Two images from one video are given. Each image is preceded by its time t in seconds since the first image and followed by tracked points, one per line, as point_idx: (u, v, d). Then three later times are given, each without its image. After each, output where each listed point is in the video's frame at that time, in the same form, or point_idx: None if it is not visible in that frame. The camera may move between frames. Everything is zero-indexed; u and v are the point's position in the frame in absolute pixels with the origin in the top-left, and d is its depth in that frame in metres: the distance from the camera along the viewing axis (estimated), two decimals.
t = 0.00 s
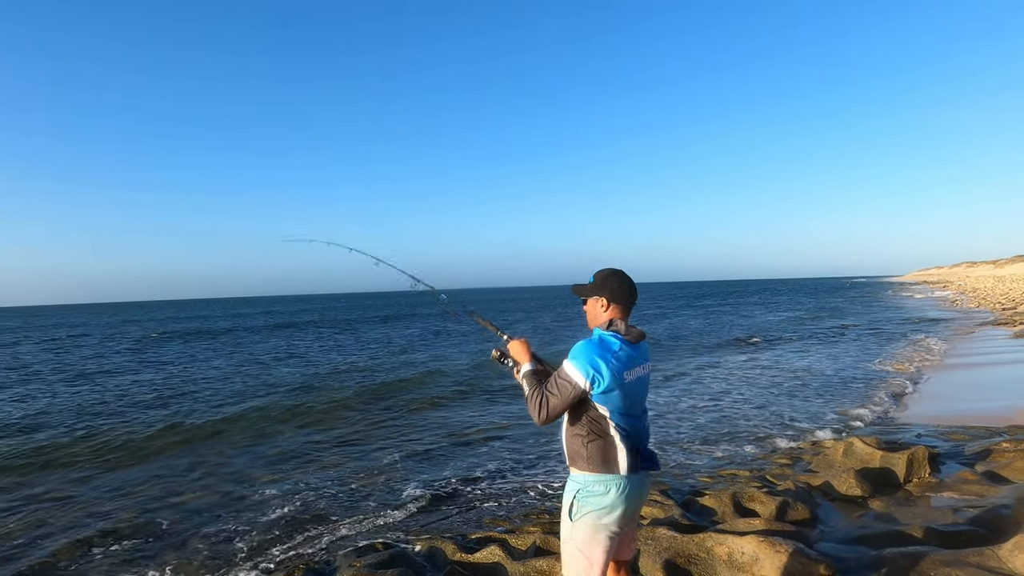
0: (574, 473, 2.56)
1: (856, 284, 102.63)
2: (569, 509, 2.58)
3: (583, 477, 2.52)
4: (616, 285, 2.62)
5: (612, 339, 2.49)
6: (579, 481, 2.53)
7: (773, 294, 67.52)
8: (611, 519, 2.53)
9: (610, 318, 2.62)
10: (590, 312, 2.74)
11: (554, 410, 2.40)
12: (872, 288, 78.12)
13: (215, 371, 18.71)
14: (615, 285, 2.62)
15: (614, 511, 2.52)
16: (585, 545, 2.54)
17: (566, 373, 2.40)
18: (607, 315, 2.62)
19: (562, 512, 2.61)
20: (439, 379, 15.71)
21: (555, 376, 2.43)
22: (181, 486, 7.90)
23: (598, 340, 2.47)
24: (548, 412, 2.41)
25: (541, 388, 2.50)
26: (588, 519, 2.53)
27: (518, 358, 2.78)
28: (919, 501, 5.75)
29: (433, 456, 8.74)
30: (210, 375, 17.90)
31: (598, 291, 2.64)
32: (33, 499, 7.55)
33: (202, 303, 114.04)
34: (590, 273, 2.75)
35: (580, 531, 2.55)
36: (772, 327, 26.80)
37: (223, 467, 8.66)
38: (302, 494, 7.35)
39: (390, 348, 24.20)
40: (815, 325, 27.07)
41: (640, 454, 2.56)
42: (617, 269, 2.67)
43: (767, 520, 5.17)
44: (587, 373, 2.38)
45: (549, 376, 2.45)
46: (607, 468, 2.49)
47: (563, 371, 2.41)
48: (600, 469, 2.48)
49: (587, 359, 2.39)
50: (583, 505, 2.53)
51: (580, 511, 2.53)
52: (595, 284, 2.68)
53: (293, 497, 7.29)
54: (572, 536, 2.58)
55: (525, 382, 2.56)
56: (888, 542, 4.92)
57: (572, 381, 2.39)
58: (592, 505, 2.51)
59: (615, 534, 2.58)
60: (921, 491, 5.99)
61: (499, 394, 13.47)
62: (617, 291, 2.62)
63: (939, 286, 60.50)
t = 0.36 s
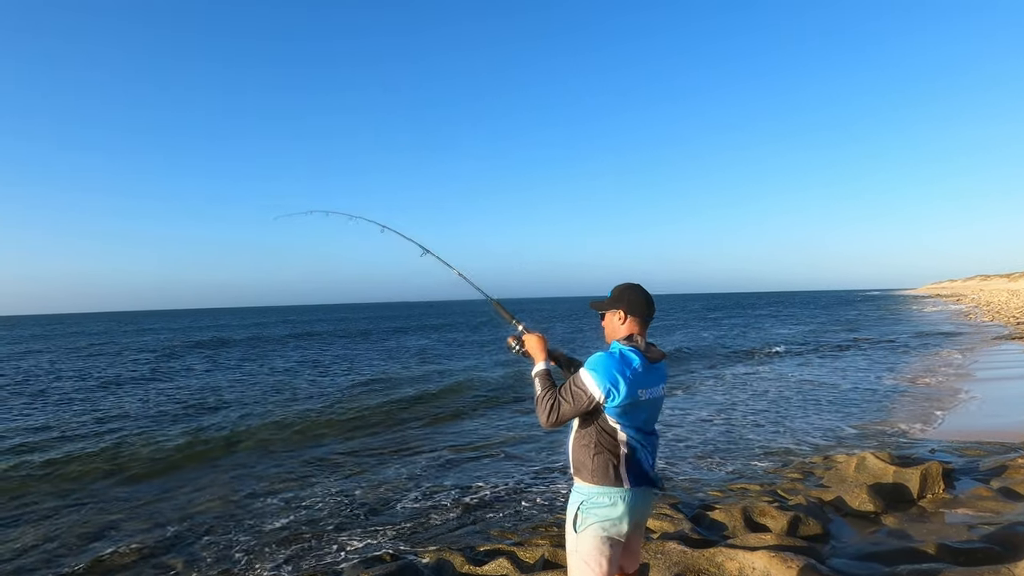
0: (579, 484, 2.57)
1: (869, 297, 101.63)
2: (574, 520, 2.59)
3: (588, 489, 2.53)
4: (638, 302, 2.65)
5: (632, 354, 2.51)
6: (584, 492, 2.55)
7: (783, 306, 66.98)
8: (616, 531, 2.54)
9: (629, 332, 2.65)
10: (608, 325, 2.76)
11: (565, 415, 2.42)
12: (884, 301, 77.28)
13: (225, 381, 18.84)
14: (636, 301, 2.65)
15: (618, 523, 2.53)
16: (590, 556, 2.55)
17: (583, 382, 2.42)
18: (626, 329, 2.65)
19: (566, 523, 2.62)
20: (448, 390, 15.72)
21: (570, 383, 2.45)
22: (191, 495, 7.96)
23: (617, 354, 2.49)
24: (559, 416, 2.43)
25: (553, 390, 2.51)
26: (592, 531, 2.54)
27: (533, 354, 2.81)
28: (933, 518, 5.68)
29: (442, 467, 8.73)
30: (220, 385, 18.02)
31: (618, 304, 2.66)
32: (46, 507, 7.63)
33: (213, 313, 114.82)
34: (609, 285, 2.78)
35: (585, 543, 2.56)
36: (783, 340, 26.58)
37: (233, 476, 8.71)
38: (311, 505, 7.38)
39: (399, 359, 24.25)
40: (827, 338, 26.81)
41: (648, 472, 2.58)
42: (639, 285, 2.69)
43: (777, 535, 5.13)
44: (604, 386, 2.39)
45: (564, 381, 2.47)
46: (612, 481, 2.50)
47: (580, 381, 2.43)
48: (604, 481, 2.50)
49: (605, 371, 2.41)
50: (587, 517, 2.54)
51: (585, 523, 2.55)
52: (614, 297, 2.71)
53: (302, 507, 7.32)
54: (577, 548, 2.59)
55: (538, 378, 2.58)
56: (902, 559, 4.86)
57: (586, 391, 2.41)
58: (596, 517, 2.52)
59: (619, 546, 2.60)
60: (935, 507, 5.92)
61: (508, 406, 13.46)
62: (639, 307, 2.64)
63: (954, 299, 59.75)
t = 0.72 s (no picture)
0: (575, 488, 2.56)
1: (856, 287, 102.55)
2: (571, 526, 2.57)
3: (584, 493, 2.51)
4: (621, 287, 2.63)
5: (619, 340, 2.48)
6: (580, 496, 2.53)
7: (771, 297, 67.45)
8: (613, 537, 2.52)
9: (614, 317, 2.63)
10: (593, 312, 2.74)
11: (553, 413, 2.41)
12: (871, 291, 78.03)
13: (211, 371, 18.72)
14: (620, 286, 2.63)
15: (616, 528, 2.51)
16: (588, 563, 2.53)
17: (570, 376, 2.40)
18: (612, 314, 2.63)
19: (563, 530, 2.60)
20: (436, 381, 15.73)
21: (556, 378, 2.44)
22: (174, 484, 7.91)
23: (604, 342, 2.46)
24: (547, 415, 2.42)
25: (540, 389, 2.50)
26: (589, 537, 2.52)
27: (515, 352, 2.80)
28: (910, 505, 5.76)
29: (428, 459, 8.73)
30: (206, 375, 17.89)
31: (602, 292, 2.65)
32: (25, 497, 7.55)
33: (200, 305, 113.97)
34: (594, 272, 2.76)
35: (582, 549, 2.54)
36: (770, 330, 26.79)
37: (217, 465, 8.67)
38: (296, 496, 7.36)
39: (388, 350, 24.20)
40: (812, 328, 27.04)
41: (642, 463, 2.57)
42: (622, 268, 2.67)
43: (757, 525, 5.18)
44: (593, 378, 2.37)
45: (550, 378, 2.46)
46: (609, 483, 2.48)
47: (566, 374, 2.41)
48: (600, 484, 2.48)
49: (593, 363, 2.38)
50: (584, 522, 2.52)
51: (581, 529, 2.53)
52: (599, 284, 2.69)
53: (286, 499, 7.30)
54: (573, 554, 2.57)
55: (523, 378, 2.57)
56: (878, 546, 4.93)
57: (574, 384, 2.39)
58: (593, 522, 2.50)
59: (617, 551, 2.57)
60: (912, 495, 6.00)
61: (495, 396, 13.48)
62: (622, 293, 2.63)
63: (938, 290, 60.44)
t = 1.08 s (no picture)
0: (586, 492, 2.57)
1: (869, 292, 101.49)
2: (581, 531, 2.58)
3: (595, 497, 2.52)
4: (644, 295, 2.65)
5: (640, 348, 2.49)
6: (591, 500, 2.54)
7: (783, 303, 66.90)
8: (624, 543, 2.52)
9: (635, 325, 2.64)
10: (614, 319, 2.76)
11: (570, 415, 2.42)
12: (885, 296, 77.21)
13: (224, 378, 18.87)
14: (643, 295, 2.65)
15: (627, 534, 2.51)
16: (597, 569, 2.53)
17: (590, 379, 2.41)
18: (633, 322, 2.64)
19: (573, 534, 2.62)
20: (447, 387, 15.75)
21: (575, 380, 2.45)
22: (188, 491, 7.97)
23: (625, 348, 2.47)
24: (562, 416, 2.43)
25: (556, 389, 2.51)
26: (600, 541, 2.52)
27: (534, 348, 2.81)
28: (927, 513, 5.69)
29: (440, 465, 8.75)
30: (219, 382, 18.03)
31: (625, 298, 2.66)
32: (43, 504, 7.65)
33: (213, 312, 114.96)
34: (617, 279, 2.78)
35: (593, 554, 2.55)
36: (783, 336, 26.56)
37: (230, 472, 8.74)
38: (309, 503, 7.41)
39: (399, 355, 24.26)
40: (826, 334, 26.80)
41: (654, 472, 2.58)
42: (647, 276, 2.68)
43: (772, 532, 5.14)
44: (612, 385, 2.38)
45: (569, 380, 2.47)
46: (619, 489, 2.49)
47: (587, 377, 2.42)
48: (611, 489, 2.49)
49: (614, 369, 2.39)
50: (595, 527, 2.53)
51: (592, 533, 2.54)
52: (621, 292, 2.71)
53: (299, 505, 7.35)
54: (584, 560, 2.57)
55: (541, 376, 2.58)
56: (894, 555, 4.88)
57: (594, 388, 2.40)
58: (604, 527, 2.51)
59: (628, 558, 2.57)
60: (929, 502, 5.94)
61: (506, 402, 13.48)
62: (644, 301, 2.64)
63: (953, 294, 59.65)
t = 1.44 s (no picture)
0: (587, 496, 2.58)
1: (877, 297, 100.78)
2: (582, 536, 2.59)
3: (597, 501, 2.53)
4: (663, 308, 2.66)
5: (657, 357, 2.50)
6: (593, 505, 2.55)
7: (790, 308, 66.50)
8: (625, 549, 2.52)
9: (650, 336, 2.65)
10: (629, 327, 2.76)
11: (580, 411, 2.43)
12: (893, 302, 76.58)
13: (232, 383, 18.97)
14: (662, 307, 2.66)
15: (628, 540, 2.51)
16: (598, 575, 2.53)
17: (605, 380, 2.42)
18: (648, 333, 2.65)
19: (575, 539, 2.62)
20: (453, 392, 15.76)
21: (590, 378, 2.45)
22: (197, 497, 8.02)
23: (643, 356, 2.47)
24: (572, 410, 2.43)
25: (571, 383, 2.51)
26: (600, 547, 2.53)
27: (554, 337, 2.78)
28: (937, 520, 5.65)
29: (446, 471, 8.76)
30: (227, 387, 18.13)
31: (644, 307, 2.66)
32: (53, 510, 7.72)
33: (220, 318, 115.59)
34: (634, 288, 2.79)
35: (594, 559, 2.55)
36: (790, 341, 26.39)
37: (238, 478, 8.78)
38: (316, 509, 7.44)
39: (404, 360, 24.30)
40: (834, 339, 26.64)
41: (657, 480, 2.59)
42: (667, 289, 2.70)
43: (780, 538, 5.11)
44: (627, 390, 2.39)
45: (585, 376, 2.47)
46: (620, 495, 2.49)
47: (603, 377, 2.42)
48: (613, 494, 2.49)
49: (630, 375, 2.40)
50: (596, 532, 2.54)
51: (593, 538, 2.54)
52: (639, 300, 2.71)
53: (307, 512, 7.37)
54: (585, 566, 2.57)
55: (557, 366, 2.57)
56: (904, 562, 4.84)
57: (608, 390, 2.41)
58: (605, 532, 2.52)
59: (629, 564, 2.57)
60: (939, 509, 5.89)
61: (512, 408, 13.49)
62: (662, 313, 2.65)
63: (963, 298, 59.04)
